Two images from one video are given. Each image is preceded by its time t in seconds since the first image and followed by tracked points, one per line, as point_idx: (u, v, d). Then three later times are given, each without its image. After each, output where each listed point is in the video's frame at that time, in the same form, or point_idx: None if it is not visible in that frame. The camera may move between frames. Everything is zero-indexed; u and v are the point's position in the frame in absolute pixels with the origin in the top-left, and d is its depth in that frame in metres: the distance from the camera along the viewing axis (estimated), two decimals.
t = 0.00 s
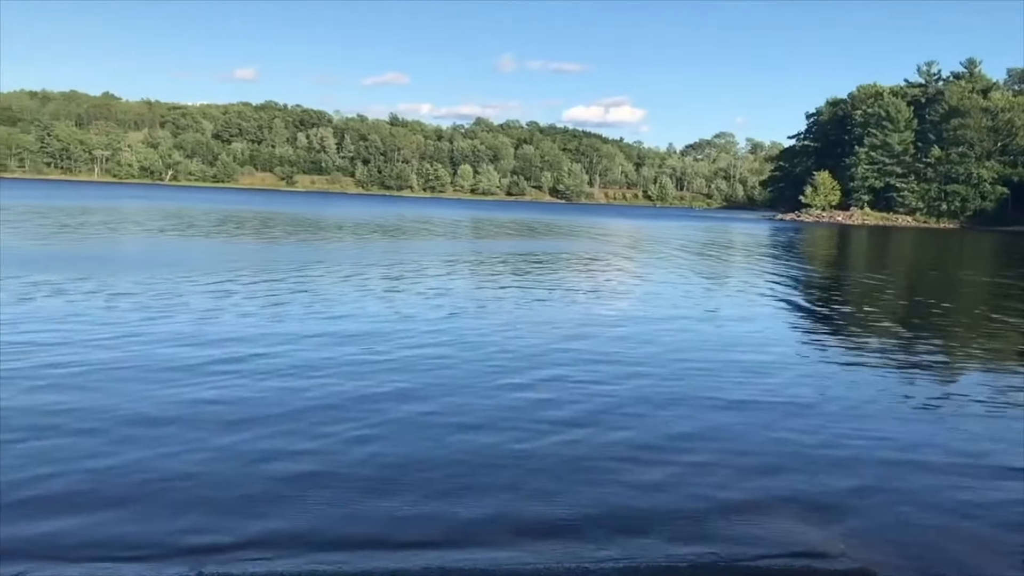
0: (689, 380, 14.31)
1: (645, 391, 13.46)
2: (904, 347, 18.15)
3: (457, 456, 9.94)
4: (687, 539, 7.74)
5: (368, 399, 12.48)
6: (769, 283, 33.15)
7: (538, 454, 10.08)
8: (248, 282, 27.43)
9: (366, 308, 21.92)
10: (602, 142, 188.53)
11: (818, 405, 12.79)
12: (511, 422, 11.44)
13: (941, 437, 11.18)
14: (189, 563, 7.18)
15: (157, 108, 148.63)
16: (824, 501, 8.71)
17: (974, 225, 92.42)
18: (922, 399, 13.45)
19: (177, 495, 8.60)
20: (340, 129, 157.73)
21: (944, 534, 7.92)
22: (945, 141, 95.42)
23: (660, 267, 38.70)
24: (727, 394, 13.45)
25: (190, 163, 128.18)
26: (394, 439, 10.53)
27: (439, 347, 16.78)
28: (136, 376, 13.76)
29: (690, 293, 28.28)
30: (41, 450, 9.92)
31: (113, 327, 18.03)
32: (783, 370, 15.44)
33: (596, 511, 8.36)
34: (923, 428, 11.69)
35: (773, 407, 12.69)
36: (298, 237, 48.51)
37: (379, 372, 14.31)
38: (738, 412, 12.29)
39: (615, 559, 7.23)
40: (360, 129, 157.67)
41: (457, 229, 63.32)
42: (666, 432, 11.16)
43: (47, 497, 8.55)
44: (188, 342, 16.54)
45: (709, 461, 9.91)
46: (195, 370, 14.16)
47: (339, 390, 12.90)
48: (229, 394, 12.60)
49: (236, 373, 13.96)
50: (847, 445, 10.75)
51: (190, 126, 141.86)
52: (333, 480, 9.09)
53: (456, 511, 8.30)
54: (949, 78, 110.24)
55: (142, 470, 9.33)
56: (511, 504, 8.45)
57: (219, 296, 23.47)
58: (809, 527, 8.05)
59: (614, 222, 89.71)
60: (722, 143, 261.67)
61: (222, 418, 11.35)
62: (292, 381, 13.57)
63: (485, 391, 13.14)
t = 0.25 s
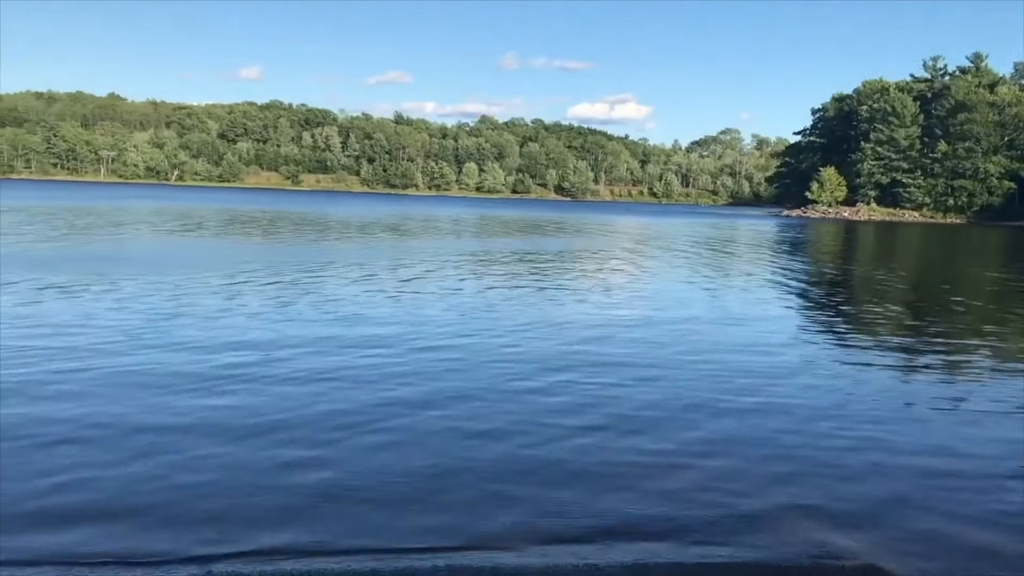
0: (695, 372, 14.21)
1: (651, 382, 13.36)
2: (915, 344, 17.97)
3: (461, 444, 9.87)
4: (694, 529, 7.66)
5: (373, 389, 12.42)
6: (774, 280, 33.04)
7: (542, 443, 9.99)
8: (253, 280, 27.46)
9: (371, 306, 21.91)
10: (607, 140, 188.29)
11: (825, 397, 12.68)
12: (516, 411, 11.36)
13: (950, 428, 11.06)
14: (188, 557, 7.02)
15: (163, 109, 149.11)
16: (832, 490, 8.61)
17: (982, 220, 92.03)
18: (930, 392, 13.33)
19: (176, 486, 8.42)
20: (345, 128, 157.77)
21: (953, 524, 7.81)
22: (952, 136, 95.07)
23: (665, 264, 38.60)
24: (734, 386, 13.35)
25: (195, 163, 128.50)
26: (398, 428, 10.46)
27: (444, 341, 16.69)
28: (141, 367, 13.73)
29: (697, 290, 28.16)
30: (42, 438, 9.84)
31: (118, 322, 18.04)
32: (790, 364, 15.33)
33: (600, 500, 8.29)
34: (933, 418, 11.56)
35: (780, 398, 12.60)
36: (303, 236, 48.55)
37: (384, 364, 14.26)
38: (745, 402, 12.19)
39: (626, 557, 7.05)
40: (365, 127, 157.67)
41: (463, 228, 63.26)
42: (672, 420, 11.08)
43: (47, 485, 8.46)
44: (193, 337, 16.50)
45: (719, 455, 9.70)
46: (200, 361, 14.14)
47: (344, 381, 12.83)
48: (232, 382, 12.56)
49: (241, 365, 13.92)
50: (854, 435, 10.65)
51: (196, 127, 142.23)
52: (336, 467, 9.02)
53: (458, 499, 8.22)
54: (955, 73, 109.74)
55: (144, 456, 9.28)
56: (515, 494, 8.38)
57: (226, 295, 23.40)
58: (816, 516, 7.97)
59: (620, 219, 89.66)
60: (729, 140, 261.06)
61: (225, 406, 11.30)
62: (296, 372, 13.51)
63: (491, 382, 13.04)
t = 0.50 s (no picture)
0: (701, 371, 14.24)
1: (658, 381, 13.38)
2: (920, 337, 18.00)
3: (469, 446, 9.90)
4: (702, 527, 7.68)
5: (379, 391, 12.45)
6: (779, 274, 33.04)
7: (549, 444, 10.03)
8: (258, 280, 27.52)
9: (377, 305, 21.97)
10: (610, 135, 188.18)
11: (831, 394, 12.71)
12: (523, 412, 11.40)
13: (957, 424, 11.08)
14: (199, 556, 7.12)
15: (165, 109, 149.27)
16: (838, 489, 8.63)
17: (986, 212, 91.96)
18: (936, 387, 13.34)
19: (186, 489, 8.51)
20: (348, 126, 157.75)
21: (961, 520, 7.83)
22: (955, 127, 94.98)
23: (669, 259, 38.62)
24: (740, 384, 13.36)
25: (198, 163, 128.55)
26: (406, 430, 10.49)
27: (450, 342, 16.74)
28: (149, 370, 13.79)
29: (701, 285, 28.31)
30: (53, 444, 9.89)
31: (125, 325, 18.12)
32: (796, 360, 15.35)
33: (609, 499, 8.32)
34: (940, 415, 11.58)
35: (785, 395, 12.63)
36: (306, 234, 48.66)
37: (390, 366, 14.30)
38: (751, 401, 12.21)
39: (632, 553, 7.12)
40: (367, 125, 157.62)
41: (466, 224, 63.24)
42: (679, 420, 11.10)
43: (58, 490, 8.50)
44: (200, 340, 16.56)
45: (723, 453, 9.78)
46: (208, 365, 14.19)
47: (350, 384, 12.88)
48: (240, 386, 12.61)
49: (248, 367, 13.97)
50: (861, 433, 10.67)
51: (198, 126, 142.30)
52: (344, 470, 9.06)
53: (467, 501, 8.26)
54: (958, 65, 109.53)
55: (155, 461, 9.33)
56: (524, 494, 8.41)
57: (232, 296, 23.49)
58: (824, 513, 7.99)
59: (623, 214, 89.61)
60: (731, 133, 260.70)
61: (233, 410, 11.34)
62: (303, 374, 13.56)
63: (498, 383, 13.08)
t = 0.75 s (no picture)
0: (712, 370, 14.25)
1: (669, 380, 13.39)
2: (931, 330, 17.97)
3: (481, 449, 9.93)
4: (715, 526, 7.72)
5: (391, 394, 12.49)
6: (788, 267, 32.98)
7: (562, 445, 10.06)
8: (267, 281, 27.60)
9: (386, 306, 22.03)
10: (616, 130, 187.93)
11: (843, 392, 12.70)
12: (534, 414, 11.42)
13: (969, 422, 11.07)
14: (214, 560, 7.18)
15: (171, 110, 149.54)
16: (850, 487, 8.65)
17: (994, 201, 91.74)
18: (948, 383, 13.34)
19: (202, 494, 8.57)
20: (354, 125, 157.76)
21: (973, 516, 7.84)
22: (962, 117, 94.70)
23: (677, 254, 38.56)
24: (752, 383, 13.36)
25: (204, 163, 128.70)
26: (419, 434, 10.53)
27: (460, 343, 16.77)
28: (161, 375, 13.86)
29: (711, 279, 28.34)
30: (69, 452, 9.96)
31: (138, 329, 18.21)
32: (807, 357, 15.35)
33: (621, 500, 8.35)
34: (952, 411, 11.59)
35: (797, 393, 12.63)
36: (314, 233, 48.70)
37: (401, 368, 14.32)
38: (763, 400, 12.22)
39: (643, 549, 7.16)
40: (373, 124, 157.60)
41: (474, 221, 63.33)
42: (691, 421, 11.12)
43: (74, 497, 8.57)
44: (211, 343, 16.62)
45: (734, 451, 9.81)
46: (220, 369, 14.25)
47: (362, 387, 12.93)
48: (254, 391, 12.67)
49: (259, 372, 14.02)
50: (872, 431, 10.69)
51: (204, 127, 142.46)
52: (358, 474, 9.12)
53: (480, 502, 8.30)
54: (965, 54, 109.14)
55: (169, 468, 9.39)
56: (536, 496, 8.44)
57: (242, 297, 23.58)
58: (837, 511, 8.01)
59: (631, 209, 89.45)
60: (737, 126, 260.09)
61: (246, 415, 11.39)
62: (315, 378, 13.61)
63: (508, 384, 13.11)
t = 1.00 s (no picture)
0: (735, 373, 14.24)
1: (693, 384, 13.40)
2: (955, 330, 17.86)
3: (506, 454, 9.99)
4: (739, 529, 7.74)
5: (415, 398, 12.58)
6: (811, 266, 32.81)
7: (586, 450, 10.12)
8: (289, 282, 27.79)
9: (408, 307, 22.12)
10: (635, 128, 187.51)
11: (867, 395, 12.66)
12: (560, 419, 11.45)
13: (996, 426, 11.02)
14: (243, 562, 7.30)
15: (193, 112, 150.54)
16: (875, 490, 8.66)
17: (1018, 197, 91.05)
18: (974, 385, 13.27)
19: (231, 498, 8.70)
20: (373, 125, 158.15)
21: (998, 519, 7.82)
22: (986, 113, 93.94)
23: (697, 252, 38.47)
24: (775, 386, 13.34)
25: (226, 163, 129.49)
26: (444, 438, 10.61)
27: (484, 345, 16.83)
28: (188, 379, 14.00)
29: (732, 279, 28.27)
30: (100, 457, 10.10)
31: (163, 332, 18.42)
32: (830, 359, 15.33)
33: (645, 504, 8.38)
34: (979, 414, 11.56)
35: (821, 397, 12.61)
36: (335, 233, 48.95)
37: (425, 371, 14.39)
38: (787, 403, 12.21)
39: (668, 548, 7.19)
40: (393, 123, 157.95)
41: (494, 220, 63.41)
42: (716, 425, 11.12)
43: (106, 501, 8.73)
44: (236, 346, 16.78)
45: (759, 456, 9.80)
46: (247, 373, 14.39)
47: (386, 391, 13.02)
48: (279, 396, 12.78)
49: (285, 376, 14.13)
50: (898, 435, 10.65)
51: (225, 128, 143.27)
52: (383, 477, 9.22)
53: (506, 507, 8.37)
54: (988, 49, 108.23)
55: (199, 471, 9.53)
56: (561, 501, 8.51)
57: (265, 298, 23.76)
58: (861, 514, 8.02)
59: (651, 207, 89.25)
60: (757, 124, 258.90)
61: (274, 420, 11.52)
62: (340, 381, 13.72)
63: (531, 389, 13.17)
